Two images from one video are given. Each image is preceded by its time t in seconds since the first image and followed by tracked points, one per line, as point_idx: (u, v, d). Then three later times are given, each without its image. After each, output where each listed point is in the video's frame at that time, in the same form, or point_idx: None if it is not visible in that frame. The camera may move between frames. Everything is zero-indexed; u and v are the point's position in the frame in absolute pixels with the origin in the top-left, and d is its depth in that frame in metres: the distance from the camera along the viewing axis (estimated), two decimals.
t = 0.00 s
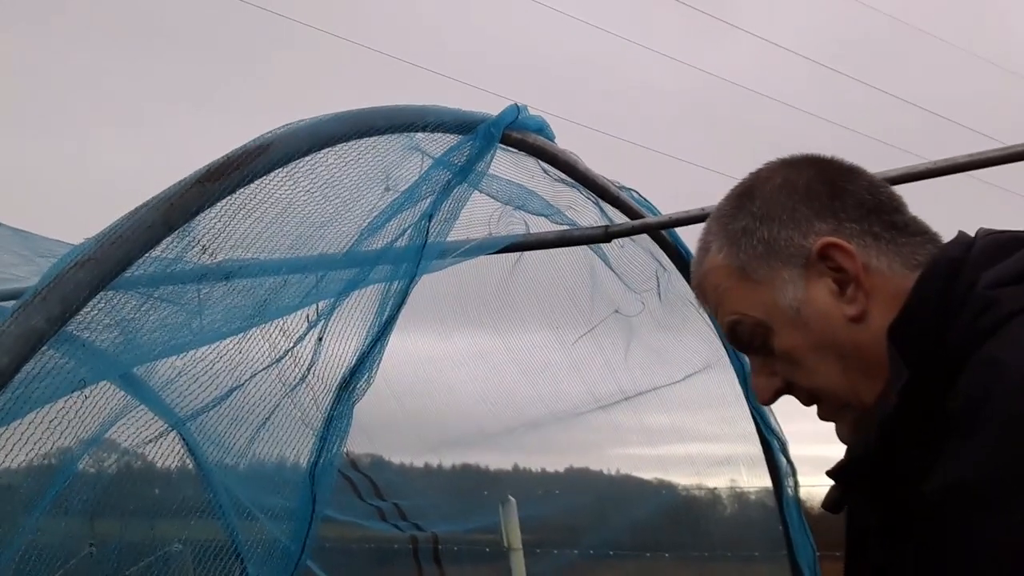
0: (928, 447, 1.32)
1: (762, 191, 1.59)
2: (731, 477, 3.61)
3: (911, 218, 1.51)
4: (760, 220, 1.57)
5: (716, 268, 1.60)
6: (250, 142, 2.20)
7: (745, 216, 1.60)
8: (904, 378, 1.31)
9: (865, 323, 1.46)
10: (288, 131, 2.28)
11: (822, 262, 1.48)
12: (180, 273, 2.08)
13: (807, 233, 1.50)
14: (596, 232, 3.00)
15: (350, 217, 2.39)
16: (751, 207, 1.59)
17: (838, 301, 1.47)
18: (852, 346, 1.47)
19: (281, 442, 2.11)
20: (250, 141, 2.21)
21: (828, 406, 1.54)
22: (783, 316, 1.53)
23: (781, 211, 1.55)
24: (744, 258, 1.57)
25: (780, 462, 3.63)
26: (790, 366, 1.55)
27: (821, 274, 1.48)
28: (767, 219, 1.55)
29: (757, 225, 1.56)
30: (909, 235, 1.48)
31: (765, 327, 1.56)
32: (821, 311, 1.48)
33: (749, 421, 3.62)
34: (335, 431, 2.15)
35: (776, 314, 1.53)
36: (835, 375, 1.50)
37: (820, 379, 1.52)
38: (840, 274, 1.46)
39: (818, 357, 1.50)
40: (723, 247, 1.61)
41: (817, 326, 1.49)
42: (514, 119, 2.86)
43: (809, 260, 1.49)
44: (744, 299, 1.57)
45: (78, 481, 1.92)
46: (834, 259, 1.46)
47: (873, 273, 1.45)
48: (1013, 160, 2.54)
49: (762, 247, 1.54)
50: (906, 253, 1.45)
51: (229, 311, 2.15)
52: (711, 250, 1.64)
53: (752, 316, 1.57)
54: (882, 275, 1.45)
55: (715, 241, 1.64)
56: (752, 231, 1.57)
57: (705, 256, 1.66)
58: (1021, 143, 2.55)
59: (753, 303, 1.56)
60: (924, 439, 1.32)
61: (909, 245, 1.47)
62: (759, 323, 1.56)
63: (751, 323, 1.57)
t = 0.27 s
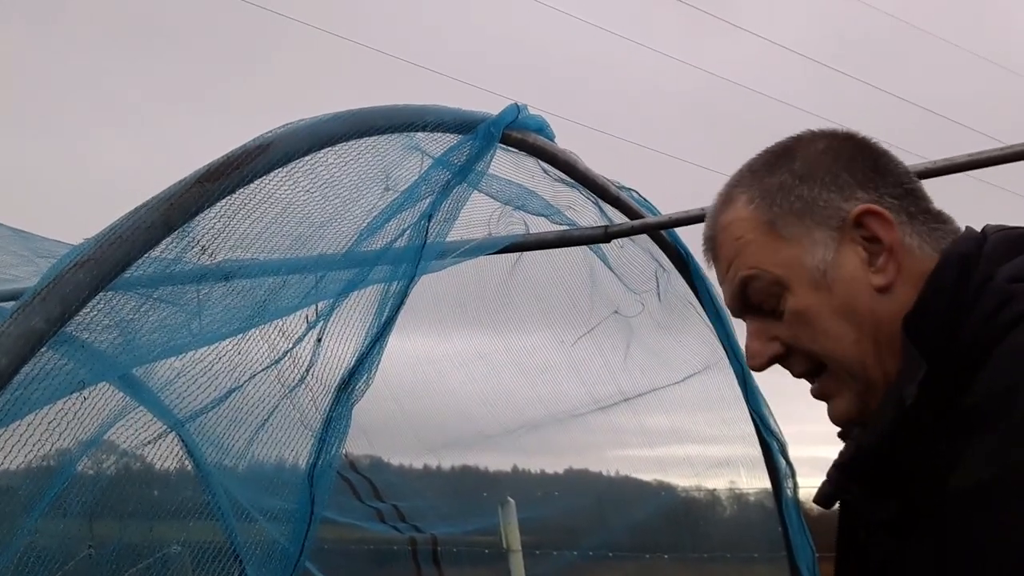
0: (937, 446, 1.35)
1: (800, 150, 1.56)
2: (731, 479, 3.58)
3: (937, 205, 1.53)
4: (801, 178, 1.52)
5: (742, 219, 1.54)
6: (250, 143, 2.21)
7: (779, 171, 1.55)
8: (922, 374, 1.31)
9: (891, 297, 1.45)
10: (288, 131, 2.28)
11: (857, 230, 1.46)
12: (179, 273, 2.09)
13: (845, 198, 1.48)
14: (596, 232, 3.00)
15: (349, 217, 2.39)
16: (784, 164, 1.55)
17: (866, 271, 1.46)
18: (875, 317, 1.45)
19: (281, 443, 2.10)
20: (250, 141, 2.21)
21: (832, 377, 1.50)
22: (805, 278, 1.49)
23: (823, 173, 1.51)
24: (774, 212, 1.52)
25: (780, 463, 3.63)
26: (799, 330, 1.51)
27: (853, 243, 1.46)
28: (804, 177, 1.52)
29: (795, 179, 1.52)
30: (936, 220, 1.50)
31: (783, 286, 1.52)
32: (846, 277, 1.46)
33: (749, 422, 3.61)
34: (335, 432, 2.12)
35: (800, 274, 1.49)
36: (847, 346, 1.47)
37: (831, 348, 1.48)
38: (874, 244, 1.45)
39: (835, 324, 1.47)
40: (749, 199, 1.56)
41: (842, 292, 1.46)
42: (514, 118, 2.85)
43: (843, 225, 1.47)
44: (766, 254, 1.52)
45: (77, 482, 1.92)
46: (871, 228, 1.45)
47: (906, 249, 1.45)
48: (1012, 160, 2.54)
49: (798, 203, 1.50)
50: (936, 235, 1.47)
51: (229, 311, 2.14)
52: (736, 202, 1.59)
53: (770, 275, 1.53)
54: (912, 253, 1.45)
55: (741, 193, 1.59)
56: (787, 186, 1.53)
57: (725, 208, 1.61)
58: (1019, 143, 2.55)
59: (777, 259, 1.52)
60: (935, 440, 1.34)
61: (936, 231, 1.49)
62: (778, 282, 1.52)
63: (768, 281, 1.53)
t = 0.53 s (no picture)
0: (958, 455, 1.34)
1: (875, 112, 1.62)
2: (731, 478, 3.57)
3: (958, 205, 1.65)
4: (881, 130, 1.56)
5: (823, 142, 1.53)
6: (250, 143, 2.21)
7: (858, 116, 1.58)
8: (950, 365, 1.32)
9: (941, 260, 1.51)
10: (288, 131, 2.28)
11: (925, 192, 1.53)
12: (179, 273, 2.09)
13: (920, 161, 1.55)
14: (597, 232, 3.01)
15: (350, 217, 2.39)
16: (865, 111, 1.58)
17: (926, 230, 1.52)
18: (927, 271, 1.49)
19: (281, 442, 2.10)
20: (250, 141, 2.22)
21: (869, 320, 1.48)
22: (877, 214, 1.50)
23: (898, 137, 1.57)
24: (858, 145, 1.54)
25: (780, 463, 3.66)
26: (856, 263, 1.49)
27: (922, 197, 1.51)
28: (887, 128, 1.56)
29: (879, 125, 1.55)
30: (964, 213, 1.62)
31: (850, 216, 1.51)
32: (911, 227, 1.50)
33: (749, 422, 3.62)
34: (335, 432, 2.12)
35: (873, 211, 1.50)
36: (901, 289, 1.47)
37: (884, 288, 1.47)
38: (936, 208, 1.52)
39: (895, 265, 1.48)
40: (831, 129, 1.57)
41: (910, 237, 1.49)
42: (514, 118, 2.85)
43: (918, 180, 1.52)
44: (839, 183, 1.53)
45: (77, 482, 1.92)
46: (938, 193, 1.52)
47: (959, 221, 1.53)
48: (1014, 159, 2.54)
49: (881, 147, 1.54)
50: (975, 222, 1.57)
51: (229, 311, 2.15)
52: (811, 130, 1.59)
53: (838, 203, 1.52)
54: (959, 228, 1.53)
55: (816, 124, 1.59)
56: (870, 131, 1.56)
57: (796, 135, 1.59)
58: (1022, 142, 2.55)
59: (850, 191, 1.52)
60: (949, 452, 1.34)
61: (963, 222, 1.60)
62: (844, 212, 1.51)
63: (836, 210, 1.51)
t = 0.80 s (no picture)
0: (972, 456, 1.22)
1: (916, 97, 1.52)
2: (731, 478, 3.57)
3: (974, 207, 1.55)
4: (922, 110, 1.46)
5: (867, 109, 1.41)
6: (251, 143, 2.21)
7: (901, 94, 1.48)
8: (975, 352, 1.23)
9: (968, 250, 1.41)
10: (289, 131, 2.28)
11: (957, 179, 1.43)
12: (179, 272, 2.09)
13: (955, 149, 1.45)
14: (596, 233, 3.00)
15: (350, 217, 2.38)
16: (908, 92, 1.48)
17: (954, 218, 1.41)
18: (954, 259, 1.38)
19: (281, 442, 2.09)
20: (250, 141, 2.22)
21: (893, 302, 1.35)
22: (913, 191, 1.38)
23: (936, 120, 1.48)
24: (902, 120, 1.43)
25: (781, 464, 3.63)
26: (886, 240, 1.36)
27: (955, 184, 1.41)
28: (929, 109, 1.46)
29: (923, 103, 1.45)
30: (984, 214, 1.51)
31: (885, 190, 1.39)
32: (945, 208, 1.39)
33: (749, 422, 3.61)
34: (335, 432, 2.12)
35: (909, 188, 1.39)
36: (931, 272, 1.35)
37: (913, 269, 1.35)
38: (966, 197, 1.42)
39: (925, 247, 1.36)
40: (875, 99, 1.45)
41: (943, 220, 1.37)
42: (514, 118, 2.85)
43: (952, 166, 1.42)
44: (881, 154, 1.41)
45: (78, 482, 1.92)
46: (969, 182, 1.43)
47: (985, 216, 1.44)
48: (1013, 159, 2.53)
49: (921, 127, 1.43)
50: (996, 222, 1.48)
51: (229, 311, 2.14)
52: (855, 99, 1.47)
53: (874, 176, 1.40)
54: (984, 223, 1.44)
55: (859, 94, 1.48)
56: (914, 108, 1.45)
57: (836, 102, 1.47)
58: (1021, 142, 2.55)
59: (888, 164, 1.41)
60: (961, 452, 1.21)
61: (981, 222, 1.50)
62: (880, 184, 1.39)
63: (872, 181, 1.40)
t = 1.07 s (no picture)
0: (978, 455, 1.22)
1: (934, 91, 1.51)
2: (731, 479, 3.56)
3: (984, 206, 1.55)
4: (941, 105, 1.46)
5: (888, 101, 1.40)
6: (251, 142, 2.22)
7: (921, 87, 1.47)
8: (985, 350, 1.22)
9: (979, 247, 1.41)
10: (289, 130, 2.28)
11: (972, 176, 1.43)
12: (179, 272, 2.09)
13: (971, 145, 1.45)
14: (596, 233, 3.00)
15: (350, 217, 2.38)
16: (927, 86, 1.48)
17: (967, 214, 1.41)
18: (966, 255, 1.38)
19: (281, 442, 2.09)
20: (250, 141, 2.22)
21: (903, 295, 1.36)
22: (929, 186, 1.38)
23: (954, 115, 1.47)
24: (921, 114, 1.42)
25: (780, 463, 3.65)
26: (900, 232, 1.36)
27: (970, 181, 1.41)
28: (947, 103, 1.45)
29: (943, 98, 1.44)
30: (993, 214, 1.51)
31: (901, 183, 1.39)
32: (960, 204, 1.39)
33: (749, 422, 3.62)
34: (335, 432, 2.11)
35: (925, 181, 1.39)
36: (943, 267, 1.35)
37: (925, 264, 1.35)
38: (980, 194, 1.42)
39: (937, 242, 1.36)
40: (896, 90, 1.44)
41: (956, 216, 1.37)
42: (514, 119, 2.85)
43: (967, 163, 1.42)
44: (899, 146, 1.41)
45: (77, 482, 1.92)
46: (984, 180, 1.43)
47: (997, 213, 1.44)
48: (1013, 159, 2.54)
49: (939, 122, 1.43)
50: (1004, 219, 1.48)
51: (229, 311, 2.14)
52: (875, 90, 1.46)
53: (891, 168, 1.40)
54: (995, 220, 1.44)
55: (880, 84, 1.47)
56: (933, 102, 1.45)
57: (857, 91, 1.47)
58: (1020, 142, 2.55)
59: (905, 157, 1.40)
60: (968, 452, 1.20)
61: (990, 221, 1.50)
62: (896, 177, 1.39)
63: (889, 173, 1.39)
